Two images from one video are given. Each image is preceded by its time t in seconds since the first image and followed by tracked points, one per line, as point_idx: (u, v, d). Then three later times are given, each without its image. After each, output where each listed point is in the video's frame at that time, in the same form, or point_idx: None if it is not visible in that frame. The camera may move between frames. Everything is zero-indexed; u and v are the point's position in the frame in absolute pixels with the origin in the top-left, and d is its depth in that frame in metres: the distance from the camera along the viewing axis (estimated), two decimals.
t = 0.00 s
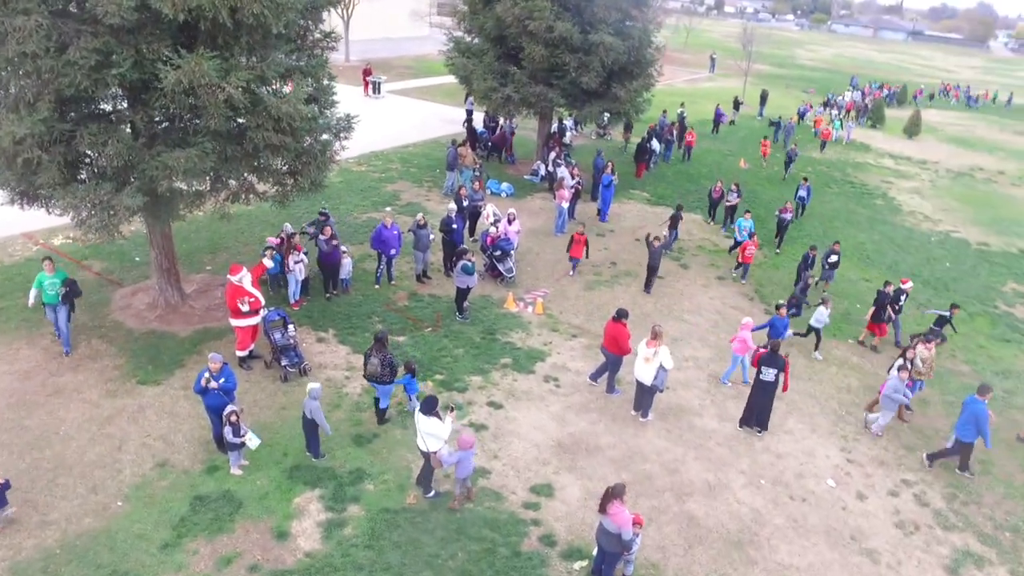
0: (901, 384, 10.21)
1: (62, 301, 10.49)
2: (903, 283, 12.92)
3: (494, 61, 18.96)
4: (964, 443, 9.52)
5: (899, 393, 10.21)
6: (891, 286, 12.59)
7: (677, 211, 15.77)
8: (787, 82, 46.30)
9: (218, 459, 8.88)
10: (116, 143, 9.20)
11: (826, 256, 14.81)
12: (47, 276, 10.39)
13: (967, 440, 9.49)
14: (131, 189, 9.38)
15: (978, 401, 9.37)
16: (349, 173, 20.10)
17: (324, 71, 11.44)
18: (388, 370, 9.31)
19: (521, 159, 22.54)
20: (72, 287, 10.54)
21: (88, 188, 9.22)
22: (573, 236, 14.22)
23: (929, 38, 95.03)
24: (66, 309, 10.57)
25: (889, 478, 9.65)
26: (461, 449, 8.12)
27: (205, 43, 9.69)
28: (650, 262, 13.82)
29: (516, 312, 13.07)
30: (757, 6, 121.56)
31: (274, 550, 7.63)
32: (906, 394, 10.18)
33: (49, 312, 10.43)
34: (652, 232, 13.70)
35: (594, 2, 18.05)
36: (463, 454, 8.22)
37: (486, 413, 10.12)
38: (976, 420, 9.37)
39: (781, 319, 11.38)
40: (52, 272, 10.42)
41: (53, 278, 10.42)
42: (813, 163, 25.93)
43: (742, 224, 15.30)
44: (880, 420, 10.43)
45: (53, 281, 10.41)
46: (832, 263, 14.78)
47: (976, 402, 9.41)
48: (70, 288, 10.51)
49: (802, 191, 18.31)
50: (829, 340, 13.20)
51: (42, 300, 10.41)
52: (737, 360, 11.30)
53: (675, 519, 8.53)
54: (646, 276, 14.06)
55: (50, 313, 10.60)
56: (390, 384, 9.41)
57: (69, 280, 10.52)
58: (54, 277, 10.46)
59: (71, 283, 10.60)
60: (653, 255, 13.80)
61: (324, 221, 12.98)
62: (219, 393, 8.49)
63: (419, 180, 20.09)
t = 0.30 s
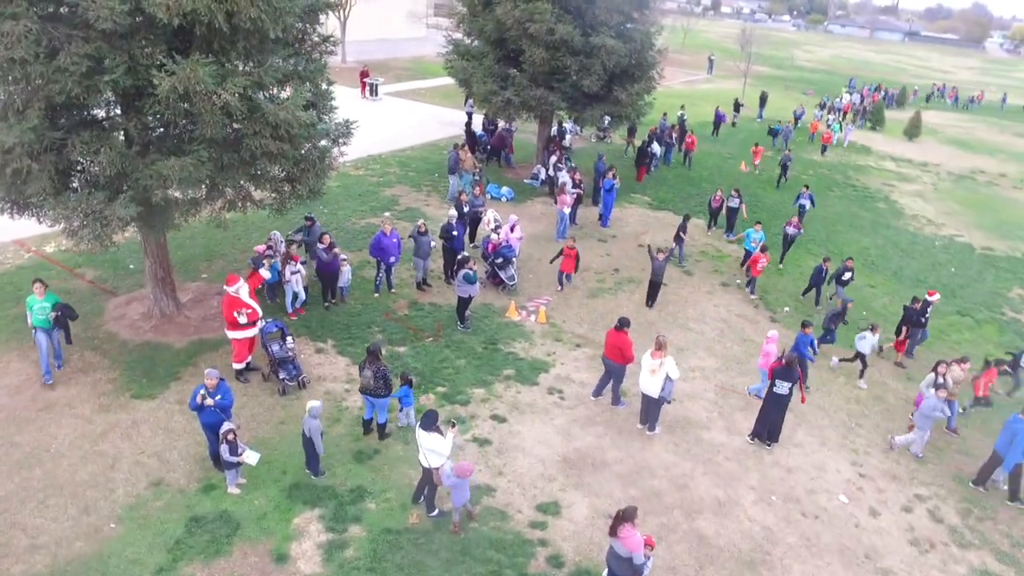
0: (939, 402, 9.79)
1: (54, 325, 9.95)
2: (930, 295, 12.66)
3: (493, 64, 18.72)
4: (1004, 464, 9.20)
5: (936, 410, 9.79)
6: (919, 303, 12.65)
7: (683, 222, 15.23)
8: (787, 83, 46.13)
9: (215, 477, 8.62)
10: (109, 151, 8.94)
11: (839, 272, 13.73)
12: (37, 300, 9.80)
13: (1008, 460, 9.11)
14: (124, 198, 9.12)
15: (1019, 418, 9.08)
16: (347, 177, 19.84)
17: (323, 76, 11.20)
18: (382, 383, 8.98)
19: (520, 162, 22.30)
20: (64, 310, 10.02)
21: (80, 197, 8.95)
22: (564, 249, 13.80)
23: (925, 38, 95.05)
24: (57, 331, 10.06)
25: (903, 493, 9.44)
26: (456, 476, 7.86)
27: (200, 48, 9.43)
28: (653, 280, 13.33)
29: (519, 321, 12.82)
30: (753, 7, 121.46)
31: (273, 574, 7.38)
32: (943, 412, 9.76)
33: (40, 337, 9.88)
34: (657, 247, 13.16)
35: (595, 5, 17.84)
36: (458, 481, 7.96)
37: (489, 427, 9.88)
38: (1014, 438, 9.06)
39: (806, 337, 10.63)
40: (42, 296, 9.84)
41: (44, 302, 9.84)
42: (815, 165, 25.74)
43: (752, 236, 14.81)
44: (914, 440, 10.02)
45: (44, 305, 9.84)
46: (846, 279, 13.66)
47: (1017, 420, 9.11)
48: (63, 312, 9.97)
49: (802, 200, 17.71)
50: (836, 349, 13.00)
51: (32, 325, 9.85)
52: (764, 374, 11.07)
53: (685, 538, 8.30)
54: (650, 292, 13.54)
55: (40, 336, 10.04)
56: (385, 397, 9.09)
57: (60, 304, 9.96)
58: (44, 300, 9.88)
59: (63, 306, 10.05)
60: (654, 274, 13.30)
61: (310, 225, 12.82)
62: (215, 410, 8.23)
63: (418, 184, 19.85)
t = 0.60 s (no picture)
0: (980, 424, 9.48)
1: (40, 354, 9.36)
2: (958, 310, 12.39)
3: (492, 67, 18.46)
4: None
5: (975, 433, 9.48)
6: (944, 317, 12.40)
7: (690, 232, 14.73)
8: (783, 84, 46.05)
9: (211, 497, 8.35)
10: (100, 161, 8.67)
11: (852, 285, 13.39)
12: (22, 328, 9.22)
13: None
14: (115, 210, 8.85)
15: None
16: (343, 182, 19.56)
17: (320, 81, 10.94)
18: (377, 399, 8.62)
19: (519, 166, 22.06)
20: (51, 336, 9.43)
21: (70, 209, 8.66)
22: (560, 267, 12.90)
23: (919, 39, 95.17)
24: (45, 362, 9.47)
25: (916, 509, 9.24)
26: (456, 499, 7.55)
27: (194, 54, 9.16)
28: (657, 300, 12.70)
29: (520, 330, 12.58)
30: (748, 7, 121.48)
31: None
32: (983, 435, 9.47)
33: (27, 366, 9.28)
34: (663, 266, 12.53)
35: (596, 7, 17.61)
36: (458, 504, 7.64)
37: (493, 442, 9.63)
38: None
39: (837, 359, 10.58)
40: (27, 323, 9.26)
41: (30, 329, 9.27)
42: (814, 168, 25.58)
43: (761, 247, 14.30)
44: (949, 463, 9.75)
45: (30, 333, 9.25)
46: (860, 294, 13.39)
47: None
48: (49, 339, 9.40)
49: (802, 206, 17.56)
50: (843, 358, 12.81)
51: (17, 355, 9.24)
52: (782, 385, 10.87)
53: (697, 558, 8.08)
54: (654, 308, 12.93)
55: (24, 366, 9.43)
56: (380, 413, 8.76)
57: (47, 331, 9.40)
58: (29, 327, 9.30)
59: (49, 333, 9.46)
60: (659, 291, 12.69)
61: (297, 235, 12.36)
62: (210, 429, 7.92)
63: (415, 189, 19.58)
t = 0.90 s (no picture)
0: None
1: (38, 387, 8.71)
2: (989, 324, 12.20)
3: (494, 70, 18.27)
4: None
5: None
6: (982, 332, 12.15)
7: (696, 246, 14.39)
8: (783, 86, 45.97)
9: (212, 514, 8.15)
10: (96, 169, 8.45)
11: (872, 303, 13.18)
12: (18, 359, 8.57)
13: None
14: (113, 219, 8.62)
15: None
16: (343, 186, 19.36)
17: (321, 85, 10.73)
18: (381, 412, 8.43)
19: (520, 169, 21.88)
20: (49, 367, 8.74)
21: (66, 218, 8.42)
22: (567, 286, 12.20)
23: (917, 40, 95.18)
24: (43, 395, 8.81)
25: (931, 522, 9.08)
26: (461, 513, 7.34)
27: (192, 58, 8.95)
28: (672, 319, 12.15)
29: (525, 338, 12.40)
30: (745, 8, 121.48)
31: None
32: None
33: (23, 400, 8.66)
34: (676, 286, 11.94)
35: (599, 9, 17.43)
36: (464, 520, 7.42)
37: (499, 455, 9.45)
38: None
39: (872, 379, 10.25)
40: (24, 354, 8.61)
41: (26, 361, 8.61)
42: (817, 171, 25.45)
43: (779, 260, 14.13)
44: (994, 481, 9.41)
45: (26, 364, 8.61)
46: (880, 312, 13.17)
47: None
48: (48, 370, 8.73)
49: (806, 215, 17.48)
50: (851, 365, 12.65)
51: (13, 387, 8.61)
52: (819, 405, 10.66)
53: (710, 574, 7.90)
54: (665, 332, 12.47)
55: (21, 400, 8.79)
56: (383, 427, 8.55)
57: (45, 361, 8.73)
58: (26, 358, 8.65)
59: (48, 363, 8.79)
60: (671, 310, 12.17)
61: (288, 241, 12.00)
62: (212, 444, 7.73)
63: (416, 193, 19.39)
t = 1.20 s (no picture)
0: None
1: (38, 413, 8.31)
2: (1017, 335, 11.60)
3: (496, 71, 18.17)
4: None
5: None
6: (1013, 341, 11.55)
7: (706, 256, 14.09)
8: (783, 86, 45.92)
9: (216, 524, 8.04)
10: (98, 175, 8.35)
11: (892, 317, 12.82)
12: (17, 384, 8.15)
13: None
14: (115, 225, 8.51)
15: None
16: (344, 188, 19.24)
17: (326, 88, 10.63)
18: (389, 420, 8.34)
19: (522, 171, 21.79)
20: (49, 394, 8.30)
21: (67, 224, 8.32)
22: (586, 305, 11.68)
23: (915, 40, 95.20)
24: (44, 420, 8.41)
25: (943, 529, 9.00)
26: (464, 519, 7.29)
27: (195, 61, 8.86)
28: (687, 334, 11.69)
29: (530, 343, 12.30)
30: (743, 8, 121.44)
31: None
32: None
33: (23, 426, 8.24)
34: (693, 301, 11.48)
35: (601, 10, 17.35)
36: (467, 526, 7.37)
37: (506, 462, 9.35)
38: None
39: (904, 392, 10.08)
40: (24, 378, 8.19)
41: (26, 386, 8.19)
42: (818, 172, 25.37)
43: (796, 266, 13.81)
44: None
45: (26, 390, 8.18)
46: (901, 326, 12.80)
47: None
48: (48, 396, 8.29)
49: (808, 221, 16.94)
50: (858, 369, 12.57)
51: (12, 413, 8.19)
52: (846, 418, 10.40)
53: None
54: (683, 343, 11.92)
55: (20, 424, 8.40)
56: (391, 436, 8.46)
57: (46, 387, 8.30)
58: (26, 383, 8.22)
59: (49, 388, 8.35)
60: (687, 325, 11.69)
61: (281, 247, 12.13)
62: (217, 453, 7.61)
63: (417, 195, 19.28)
